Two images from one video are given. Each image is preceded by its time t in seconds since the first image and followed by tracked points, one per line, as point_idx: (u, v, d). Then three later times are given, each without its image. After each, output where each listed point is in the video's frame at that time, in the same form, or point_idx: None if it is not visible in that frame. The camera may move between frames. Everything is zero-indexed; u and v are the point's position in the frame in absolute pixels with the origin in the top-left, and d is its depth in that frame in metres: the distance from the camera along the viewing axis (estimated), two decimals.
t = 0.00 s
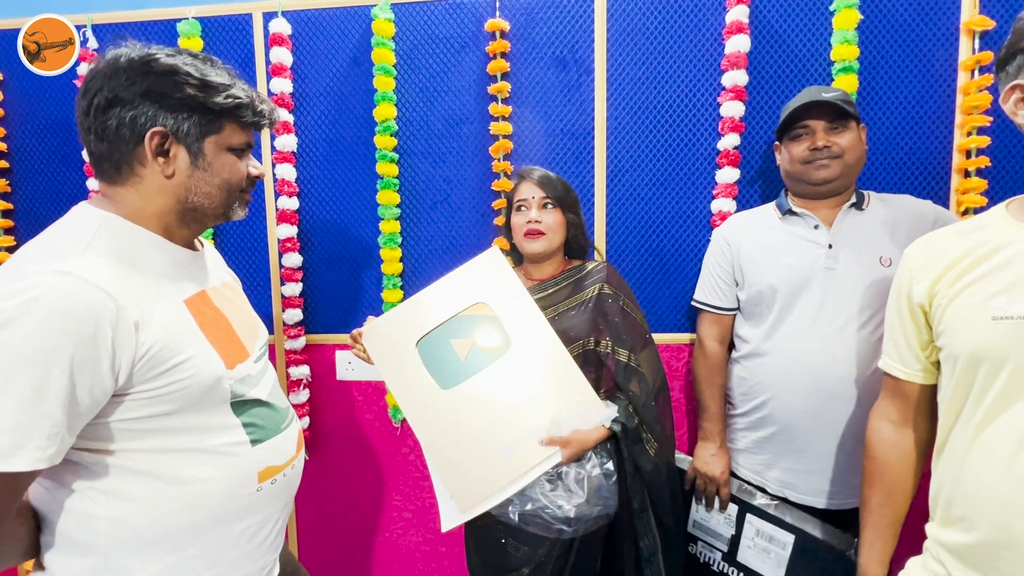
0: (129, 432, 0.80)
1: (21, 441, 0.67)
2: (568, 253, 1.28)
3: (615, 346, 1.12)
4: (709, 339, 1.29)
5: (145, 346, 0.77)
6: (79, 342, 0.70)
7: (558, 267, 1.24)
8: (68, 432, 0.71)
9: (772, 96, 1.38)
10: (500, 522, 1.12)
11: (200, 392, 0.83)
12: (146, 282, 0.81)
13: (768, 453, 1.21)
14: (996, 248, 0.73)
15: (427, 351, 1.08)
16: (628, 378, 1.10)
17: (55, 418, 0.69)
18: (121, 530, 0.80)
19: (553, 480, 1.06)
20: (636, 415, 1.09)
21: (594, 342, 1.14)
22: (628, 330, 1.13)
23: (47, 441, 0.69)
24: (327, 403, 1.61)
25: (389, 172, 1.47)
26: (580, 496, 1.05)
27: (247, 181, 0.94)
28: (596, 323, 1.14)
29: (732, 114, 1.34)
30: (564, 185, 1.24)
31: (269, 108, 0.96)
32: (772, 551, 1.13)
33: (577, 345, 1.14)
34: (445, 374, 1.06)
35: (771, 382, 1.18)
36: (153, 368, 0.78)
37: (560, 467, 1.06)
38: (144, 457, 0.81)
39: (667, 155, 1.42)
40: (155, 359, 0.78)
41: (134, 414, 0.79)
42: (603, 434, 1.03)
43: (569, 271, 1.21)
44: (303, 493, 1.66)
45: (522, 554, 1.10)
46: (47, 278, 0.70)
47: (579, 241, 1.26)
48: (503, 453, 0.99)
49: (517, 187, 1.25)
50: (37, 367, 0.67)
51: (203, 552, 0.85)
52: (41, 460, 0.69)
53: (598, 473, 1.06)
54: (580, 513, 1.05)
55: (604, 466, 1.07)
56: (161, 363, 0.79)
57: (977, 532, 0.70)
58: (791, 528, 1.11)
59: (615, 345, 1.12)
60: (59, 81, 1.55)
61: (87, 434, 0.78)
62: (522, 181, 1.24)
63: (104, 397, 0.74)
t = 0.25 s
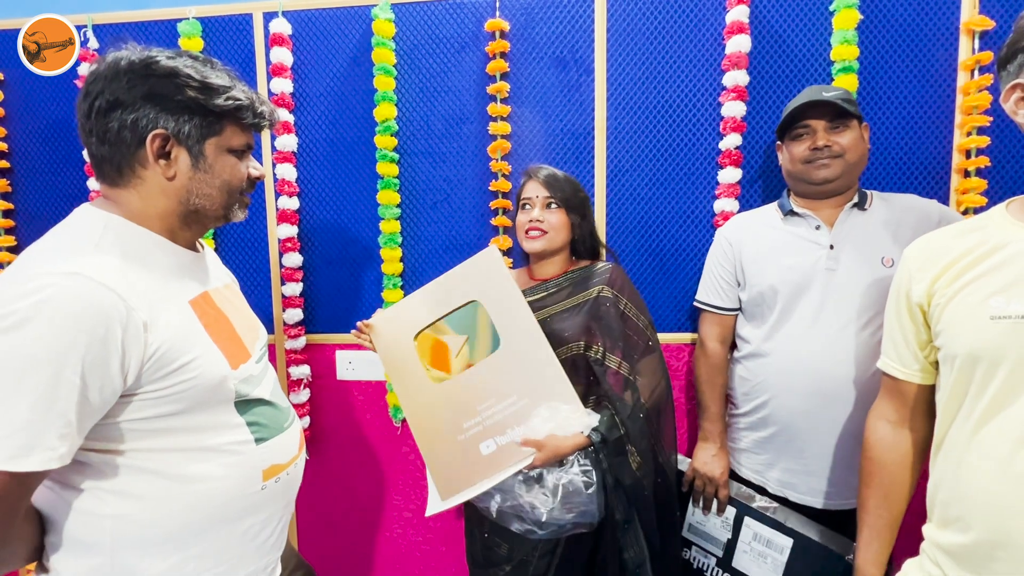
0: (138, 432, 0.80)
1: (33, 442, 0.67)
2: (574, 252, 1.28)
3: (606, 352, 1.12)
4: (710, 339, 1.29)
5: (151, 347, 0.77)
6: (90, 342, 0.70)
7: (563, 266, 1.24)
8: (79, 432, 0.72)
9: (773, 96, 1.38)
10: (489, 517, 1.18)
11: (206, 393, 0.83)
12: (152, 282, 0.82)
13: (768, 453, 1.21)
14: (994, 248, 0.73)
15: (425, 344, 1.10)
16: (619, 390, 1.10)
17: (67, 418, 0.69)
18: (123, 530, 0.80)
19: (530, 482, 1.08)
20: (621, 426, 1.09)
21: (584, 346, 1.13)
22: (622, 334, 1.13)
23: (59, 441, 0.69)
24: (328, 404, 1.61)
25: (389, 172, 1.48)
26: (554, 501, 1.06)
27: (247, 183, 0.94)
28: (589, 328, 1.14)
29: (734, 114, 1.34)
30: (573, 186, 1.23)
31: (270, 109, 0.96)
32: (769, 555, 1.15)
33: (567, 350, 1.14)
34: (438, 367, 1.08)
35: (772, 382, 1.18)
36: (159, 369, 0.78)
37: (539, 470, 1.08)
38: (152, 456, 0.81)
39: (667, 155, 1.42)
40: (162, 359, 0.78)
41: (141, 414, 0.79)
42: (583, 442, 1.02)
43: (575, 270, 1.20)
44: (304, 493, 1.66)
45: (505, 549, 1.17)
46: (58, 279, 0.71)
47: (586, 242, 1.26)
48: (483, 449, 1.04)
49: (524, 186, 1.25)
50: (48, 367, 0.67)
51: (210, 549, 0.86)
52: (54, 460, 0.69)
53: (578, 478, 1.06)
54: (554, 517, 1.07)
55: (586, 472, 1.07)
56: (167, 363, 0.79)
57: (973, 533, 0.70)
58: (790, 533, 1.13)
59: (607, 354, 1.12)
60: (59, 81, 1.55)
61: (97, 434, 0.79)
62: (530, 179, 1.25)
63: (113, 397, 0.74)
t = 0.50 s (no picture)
0: (149, 428, 0.80)
1: (46, 438, 0.67)
2: (577, 252, 1.25)
3: (602, 353, 1.12)
4: (712, 338, 1.28)
5: (160, 344, 0.77)
6: (102, 339, 0.70)
7: (567, 265, 1.23)
8: (90, 427, 0.72)
9: (774, 95, 1.38)
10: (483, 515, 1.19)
11: (212, 390, 0.83)
12: (160, 279, 0.82)
13: (770, 454, 1.21)
14: (994, 247, 0.73)
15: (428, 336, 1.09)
16: (613, 391, 1.09)
17: (79, 414, 0.69)
18: (122, 530, 0.80)
19: (518, 479, 1.08)
20: (611, 429, 1.07)
21: (580, 347, 1.13)
22: (619, 337, 1.12)
23: (72, 436, 0.69)
24: (328, 403, 1.61)
25: (389, 171, 1.47)
26: (539, 498, 1.07)
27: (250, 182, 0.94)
28: (586, 329, 1.14)
29: (736, 113, 1.34)
30: (579, 187, 1.22)
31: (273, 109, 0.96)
32: (764, 560, 1.16)
33: (561, 350, 1.14)
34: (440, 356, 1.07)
35: (775, 383, 1.18)
36: (167, 367, 0.78)
37: (527, 468, 1.08)
38: (161, 453, 0.81)
39: (668, 154, 1.41)
40: (172, 355, 0.78)
41: (150, 411, 0.79)
42: (569, 442, 1.03)
43: (576, 271, 1.18)
44: (304, 492, 1.66)
45: (497, 547, 1.17)
46: (66, 276, 0.70)
47: (589, 243, 1.23)
48: (473, 442, 1.04)
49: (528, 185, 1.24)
50: (61, 363, 0.67)
51: (212, 548, 0.86)
52: (67, 455, 0.69)
53: (566, 477, 1.06)
54: (539, 515, 1.08)
55: (574, 472, 1.07)
56: (174, 361, 0.79)
57: (973, 535, 0.70)
58: (786, 536, 1.14)
59: (602, 356, 1.11)
60: (59, 80, 1.55)
61: (107, 432, 0.79)
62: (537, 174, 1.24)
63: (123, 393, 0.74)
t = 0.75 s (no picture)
0: (163, 429, 0.80)
1: (64, 440, 0.67)
2: (584, 254, 1.23)
3: (605, 358, 1.11)
4: (714, 339, 1.28)
5: (170, 345, 0.77)
6: (116, 340, 0.70)
7: (573, 267, 1.22)
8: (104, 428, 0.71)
9: (776, 95, 1.37)
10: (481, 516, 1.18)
11: (219, 391, 0.82)
12: (168, 280, 0.81)
13: (773, 455, 1.20)
14: (998, 248, 0.72)
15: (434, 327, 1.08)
16: (614, 394, 1.08)
17: (93, 416, 0.69)
18: (119, 534, 0.79)
19: (511, 477, 1.08)
20: (610, 431, 1.07)
21: (583, 351, 1.13)
22: (622, 342, 1.11)
23: (87, 439, 0.69)
24: (328, 404, 1.61)
25: (390, 171, 1.47)
26: (533, 499, 1.07)
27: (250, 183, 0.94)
28: (589, 330, 1.13)
29: (738, 113, 1.33)
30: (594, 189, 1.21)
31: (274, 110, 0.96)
32: (775, 559, 1.18)
33: (564, 352, 1.13)
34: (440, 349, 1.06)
35: (777, 384, 1.18)
36: (176, 368, 0.78)
37: (521, 466, 1.07)
38: (174, 453, 0.81)
39: (669, 155, 1.41)
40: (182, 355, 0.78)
41: (160, 412, 0.79)
42: (566, 441, 1.02)
43: (582, 272, 1.17)
44: (303, 494, 1.66)
45: (497, 550, 1.16)
46: (78, 278, 0.70)
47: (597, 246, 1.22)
48: (467, 436, 1.03)
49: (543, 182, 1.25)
50: (79, 365, 0.67)
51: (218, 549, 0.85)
52: (81, 458, 0.68)
53: (559, 478, 1.06)
54: (529, 515, 1.08)
55: (568, 473, 1.07)
56: (182, 362, 0.78)
57: (976, 539, 0.69)
58: (797, 535, 1.16)
59: (605, 360, 1.11)
60: (59, 80, 1.55)
61: (120, 434, 0.78)
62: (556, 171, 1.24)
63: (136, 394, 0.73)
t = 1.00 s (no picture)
0: (164, 431, 0.80)
1: (64, 444, 0.66)
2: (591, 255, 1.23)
3: (613, 359, 1.10)
4: (717, 340, 1.28)
5: (171, 348, 0.76)
6: (117, 342, 0.69)
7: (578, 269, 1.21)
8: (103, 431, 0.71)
9: (779, 94, 1.37)
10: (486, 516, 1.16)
11: (219, 393, 0.82)
12: (168, 283, 0.80)
13: (776, 456, 1.20)
14: (1004, 248, 0.72)
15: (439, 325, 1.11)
16: (623, 395, 1.08)
17: (93, 420, 0.68)
18: (118, 537, 0.79)
19: (521, 478, 1.07)
20: (621, 433, 1.07)
21: (591, 352, 1.12)
22: (629, 343, 1.11)
23: (87, 443, 0.68)
24: (328, 404, 1.60)
25: (390, 170, 1.46)
26: (543, 500, 1.06)
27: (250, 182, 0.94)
28: (596, 330, 1.13)
29: (742, 113, 1.33)
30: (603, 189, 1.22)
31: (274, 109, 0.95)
32: (783, 557, 1.17)
33: (572, 353, 1.12)
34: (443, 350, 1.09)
35: (780, 385, 1.17)
36: (178, 370, 0.77)
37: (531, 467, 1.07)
38: (175, 455, 0.81)
39: (671, 154, 1.40)
40: (183, 356, 0.78)
41: (161, 415, 0.78)
42: (577, 444, 1.02)
43: (587, 273, 1.17)
44: (303, 494, 1.65)
45: (503, 550, 1.14)
46: (78, 280, 0.69)
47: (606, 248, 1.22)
48: (475, 439, 1.02)
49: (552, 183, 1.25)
50: (79, 369, 0.66)
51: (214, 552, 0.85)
52: (81, 463, 0.68)
53: (569, 479, 1.05)
54: (539, 516, 1.07)
55: (577, 474, 1.06)
56: (184, 365, 0.78)
57: (980, 542, 0.69)
58: (804, 535, 1.15)
59: (613, 362, 1.10)
60: (59, 79, 1.54)
61: (122, 438, 0.78)
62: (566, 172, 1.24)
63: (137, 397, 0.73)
